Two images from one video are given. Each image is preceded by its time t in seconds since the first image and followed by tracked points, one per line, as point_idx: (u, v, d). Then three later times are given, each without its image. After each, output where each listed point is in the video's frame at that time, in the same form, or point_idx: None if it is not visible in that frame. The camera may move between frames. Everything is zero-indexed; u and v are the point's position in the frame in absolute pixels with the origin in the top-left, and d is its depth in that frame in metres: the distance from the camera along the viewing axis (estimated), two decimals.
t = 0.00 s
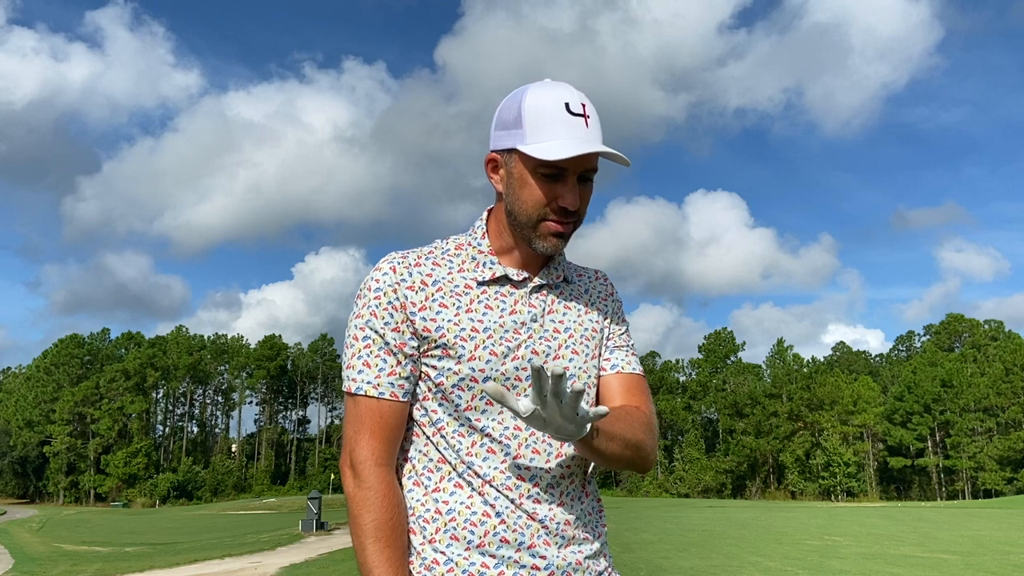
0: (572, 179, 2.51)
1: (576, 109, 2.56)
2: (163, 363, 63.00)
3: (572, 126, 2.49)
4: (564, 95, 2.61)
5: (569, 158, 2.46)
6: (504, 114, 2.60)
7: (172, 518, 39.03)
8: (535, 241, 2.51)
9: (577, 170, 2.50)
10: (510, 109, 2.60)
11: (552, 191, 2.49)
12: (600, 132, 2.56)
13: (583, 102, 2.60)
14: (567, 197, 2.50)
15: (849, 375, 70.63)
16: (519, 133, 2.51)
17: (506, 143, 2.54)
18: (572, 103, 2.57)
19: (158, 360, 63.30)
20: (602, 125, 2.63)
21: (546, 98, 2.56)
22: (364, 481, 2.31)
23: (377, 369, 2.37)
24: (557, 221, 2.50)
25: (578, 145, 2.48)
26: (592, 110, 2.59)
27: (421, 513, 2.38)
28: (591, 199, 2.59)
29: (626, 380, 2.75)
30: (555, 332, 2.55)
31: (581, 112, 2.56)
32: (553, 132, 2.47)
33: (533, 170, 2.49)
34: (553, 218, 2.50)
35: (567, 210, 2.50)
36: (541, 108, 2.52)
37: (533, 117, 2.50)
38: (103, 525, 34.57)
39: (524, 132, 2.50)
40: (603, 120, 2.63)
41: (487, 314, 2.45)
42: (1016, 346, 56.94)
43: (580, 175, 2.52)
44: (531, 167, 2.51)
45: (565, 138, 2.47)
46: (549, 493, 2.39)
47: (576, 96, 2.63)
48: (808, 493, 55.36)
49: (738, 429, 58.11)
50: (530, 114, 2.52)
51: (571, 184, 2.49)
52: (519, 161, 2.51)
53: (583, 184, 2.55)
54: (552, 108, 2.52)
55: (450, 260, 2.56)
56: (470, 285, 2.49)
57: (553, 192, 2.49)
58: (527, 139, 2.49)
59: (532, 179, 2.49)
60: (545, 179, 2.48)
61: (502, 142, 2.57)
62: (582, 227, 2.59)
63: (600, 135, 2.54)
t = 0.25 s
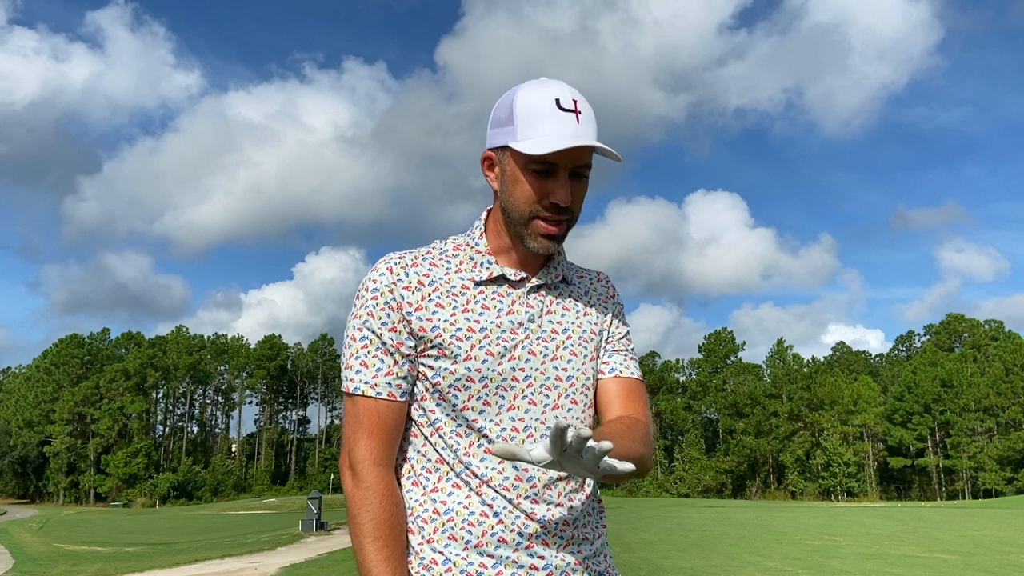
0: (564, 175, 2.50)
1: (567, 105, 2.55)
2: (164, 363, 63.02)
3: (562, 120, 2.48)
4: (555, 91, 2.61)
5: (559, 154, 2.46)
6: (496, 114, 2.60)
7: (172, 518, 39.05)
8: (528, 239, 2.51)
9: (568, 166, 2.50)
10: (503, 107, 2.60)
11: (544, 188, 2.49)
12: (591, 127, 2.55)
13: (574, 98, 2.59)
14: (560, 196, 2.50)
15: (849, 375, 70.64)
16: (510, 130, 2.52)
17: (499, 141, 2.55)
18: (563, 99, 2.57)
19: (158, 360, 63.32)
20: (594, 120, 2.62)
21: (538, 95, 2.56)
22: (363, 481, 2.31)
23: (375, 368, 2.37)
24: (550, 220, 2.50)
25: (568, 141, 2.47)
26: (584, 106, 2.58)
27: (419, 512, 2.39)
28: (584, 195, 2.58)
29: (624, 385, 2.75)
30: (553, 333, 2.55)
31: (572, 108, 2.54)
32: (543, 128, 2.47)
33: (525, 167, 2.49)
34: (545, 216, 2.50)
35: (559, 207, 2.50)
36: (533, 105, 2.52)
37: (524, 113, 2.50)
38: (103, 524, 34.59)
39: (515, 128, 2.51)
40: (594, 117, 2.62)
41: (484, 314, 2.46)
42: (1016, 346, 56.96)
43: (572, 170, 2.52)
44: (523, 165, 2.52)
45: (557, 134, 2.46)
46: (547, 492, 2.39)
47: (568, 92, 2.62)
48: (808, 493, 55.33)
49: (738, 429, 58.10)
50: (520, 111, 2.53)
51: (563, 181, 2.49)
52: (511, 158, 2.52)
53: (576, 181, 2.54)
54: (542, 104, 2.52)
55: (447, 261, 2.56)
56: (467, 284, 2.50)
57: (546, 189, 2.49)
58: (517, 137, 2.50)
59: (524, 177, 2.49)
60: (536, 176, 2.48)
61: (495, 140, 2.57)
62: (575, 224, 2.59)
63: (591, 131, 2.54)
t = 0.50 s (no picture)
0: (561, 175, 2.50)
1: (564, 103, 2.54)
2: (164, 363, 63.02)
3: (560, 119, 2.47)
4: (552, 90, 2.60)
5: (556, 153, 2.46)
6: (494, 113, 2.60)
7: (172, 518, 39.04)
8: (527, 240, 2.51)
9: (565, 164, 2.49)
10: (500, 107, 2.60)
11: (541, 188, 2.48)
12: (589, 126, 2.54)
13: (571, 98, 2.59)
14: (557, 194, 2.49)
15: (849, 375, 70.65)
16: (508, 130, 2.52)
17: (497, 141, 2.55)
18: (560, 98, 2.56)
19: (158, 360, 63.31)
20: (591, 118, 2.62)
21: (535, 94, 2.56)
22: (362, 482, 2.30)
23: (374, 367, 2.37)
24: (546, 220, 2.49)
25: (565, 140, 2.46)
26: (581, 105, 2.57)
27: (419, 512, 2.38)
28: (583, 194, 2.57)
29: (623, 386, 2.75)
30: (552, 333, 2.55)
31: (569, 107, 2.54)
32: (540, 127, 2.46)
33: (522, 167, 2.48)
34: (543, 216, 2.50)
35: (557, 207, 2.50)
36: (530, 104, 2.52)
37: (521, 113, 2.50)
38: (103, 524, 34.58)
39: (513, 128, 2.50)
40: (592, 115, 2.61)
41: (484, 314, 2.45)
42: (1016, 346, 56.99)
43: (570, 169, 2.51)
44: (520, 166, 2.52)
45: (552, 134, 2.46)
46: (547, 492, 2.38)
47: (564, 92, 2.61)
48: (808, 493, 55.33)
49: (738, 429, 58.11)
50: (517, 110, 2.52)
51: (561, 180, 2.48)
52: (509, 158, 2.51)
53: (574, 180, 2.53)
54: (539, 103, 2.52)
55: (448, 260, 2.56)
56: (467, 284, 2.49)
57: (544, 188, 2.48)
58: (515, 137, 2.49)
59: (521, 177, 2.49)
60: (533, 175, 2.48)
61: (494, 140, 2.56)
62: (573, 224, 2.58)
63: (589, 129, 2.53)
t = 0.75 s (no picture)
0: (562, 175, 2.50)
1: (564, 103, 2.55)
2: (164, 363, 62.99)
3: (560, 119, 2.48)
4: (552, 90, 2.60)
5: (557, 153, 2.45)
6: (494, 114, 2.60)
7: (171, 518, 39.02)
8: (527, 241, 2.51)
9: (565, 165, 2.49)
10: (500, 108, 2.60)
11: (541, 188, 2.49)
12: (590, 126, 2.54)
13: (571, 98, 2.59)
14: (558, 194, 2.49)
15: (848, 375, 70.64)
16: (508, 130, 2.52)
17: (496, 142, 2.55)
18: (560, 98, 2.56)
19: (158, 360, 63.28)
20: (591, 118, 2.62)
21: (535, 93, 2.56)
22: (362, 481, 2.31)
23: (374, 368, 2.37)
24: (547, 220, 2.49)
25: (566, 141, 2.46)
26: (581, 105, 2.58)
27: (419, 512, 2.38)
28: (582, 195, 2.57)
29: (622, 385, 2.75)
30: (552, 334, 2.54)
31: (568, 108, 2.53)
32: (540, 127, 2.46)
33: (521, 167, 2.48)
34: (543, 217, 2.50)
35: (557, 207, 2.49)
36: (530, 103, 2.52)
37: (521, 114, 2.50)
38: (103, 524, 34.56)
39: (513, 129, 2.50)
40: (592, 115, 2.61)
41: (484, 314, 2.45)
42: (1016, 346, 57.00)
43: (570, 169, 2.50)
44: (521, 167, 2.51)
45: (552, 135, 2.45)
46: (547, 492, 2.38)
47: (563, 92, 2.62)
48: (808, 493, 55.33)
49: (738, 429, 58.13)
50: (516, 111, 2.53)
51: (561, 181, 2.48)
52: (509, 159, 2.51)
53: (574, 180, 2.53)
54: (539, 103, 2.51)
55: (448, 260, 2.56)
56: (467, 284, 2.49)
57: (544, 189, 2.48)
58: (515, 137, 2.49)
59: (521, 178, 2.49)
60: (533, 175, 2.48)
61: (493, 141, 2.57)
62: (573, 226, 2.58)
63: (588, 129, 2.53)
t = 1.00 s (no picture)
0: (560, 175, 2.50)
1: (563, 104, 2.55)
2: (164, 363, 62.98)
3: (559, 119, 2.48)
4: (550, 91, 2.60)
5: (555, 153, 2.46)
6: (493, 115, 2.60)
7: (171, 518, 39.05)
8: (527, 239, 2.51)
9: (564, 165, 2.49)
10: (498, 108, 2.60)
11: (541, 189, 2.49)
12: (589, 126, 2.54)
13: (570, 97, 2.60)
14: (557, 194, 2.50)
15: (848, 375, 70.64)
16: (507, 131, 2.52)
17: (497, 142, 2.55)
18: (558, 98, 2.57)
19: (158, 360, 63.28)
20: (590, 118, 2.62)
21: (534, 94, 2.56)
22: (362, 481, 2.31)
23: (374, 368, 2.37)
24: (546, 221, 2.50)
25: (563, 142, 2.46)
26: (580, 104, 2.58)
27: (419, 512, 2.39)
28: (582, 195, 2.57)
29: (622, 384, 2.75)
30: (552, 333, 2.55)
31: (568, 108, 2.54)
32: (540, 127, 2.46)
33: (520, 168, 2.48)
34: (543, 217, 2.50)
35: (556, 206, 2.50)
36: (528, 103, 2.52)
37: (519, 115, 2.51)
38: (103, 524, 34.58)
39: (511, 129, 2.51)
40: (591, 115, 2.62)
41: (484, 314, 2.46)
42: (1016, 346, 57.01)
43: (569, 169, 2.51)
44: (519, 168, 2.52)
45: (549, 135, 2.46)
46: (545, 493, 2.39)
47: (562, 92, 2.62)
48: (808, 493, 55.31)
49: (738, 429, 58.14)
50: (514, 112, 2.53)
51: (560, 180, 2.49)
52: (508, 160, 2.51)
53: (572, 180, 2.53)
54: (536, 104, 2.52)
55: (447, 260, 2.56)
56: (467, 284, 2.50)
57: (543, 189, 2.48)
58: (513, 138, 2.49)
59: (521, 178, 2.49)
60: (533, 176, 2.48)
61: (493, 141, 2.57)
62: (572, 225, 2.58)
63: (587, 129, 2.53)
